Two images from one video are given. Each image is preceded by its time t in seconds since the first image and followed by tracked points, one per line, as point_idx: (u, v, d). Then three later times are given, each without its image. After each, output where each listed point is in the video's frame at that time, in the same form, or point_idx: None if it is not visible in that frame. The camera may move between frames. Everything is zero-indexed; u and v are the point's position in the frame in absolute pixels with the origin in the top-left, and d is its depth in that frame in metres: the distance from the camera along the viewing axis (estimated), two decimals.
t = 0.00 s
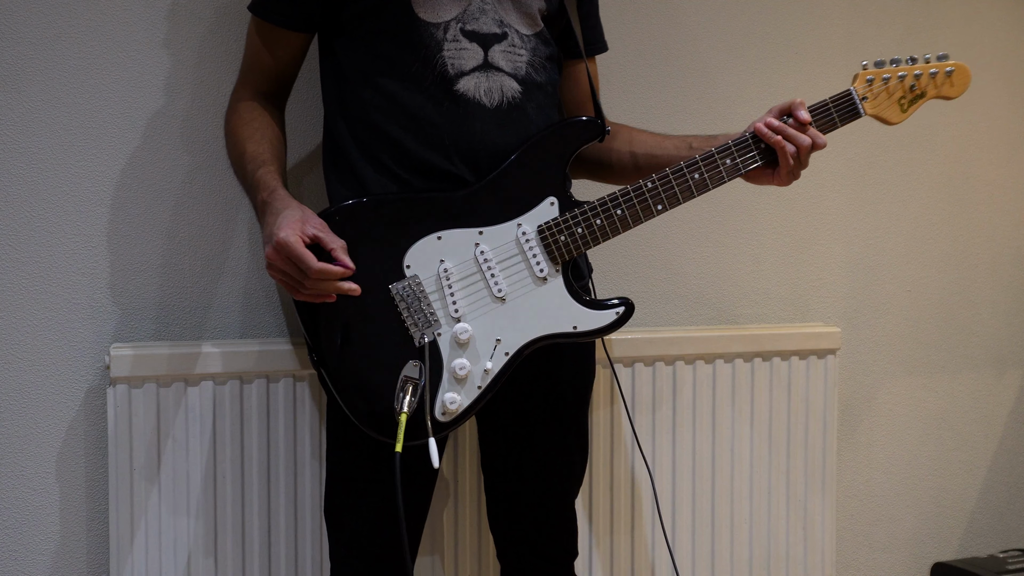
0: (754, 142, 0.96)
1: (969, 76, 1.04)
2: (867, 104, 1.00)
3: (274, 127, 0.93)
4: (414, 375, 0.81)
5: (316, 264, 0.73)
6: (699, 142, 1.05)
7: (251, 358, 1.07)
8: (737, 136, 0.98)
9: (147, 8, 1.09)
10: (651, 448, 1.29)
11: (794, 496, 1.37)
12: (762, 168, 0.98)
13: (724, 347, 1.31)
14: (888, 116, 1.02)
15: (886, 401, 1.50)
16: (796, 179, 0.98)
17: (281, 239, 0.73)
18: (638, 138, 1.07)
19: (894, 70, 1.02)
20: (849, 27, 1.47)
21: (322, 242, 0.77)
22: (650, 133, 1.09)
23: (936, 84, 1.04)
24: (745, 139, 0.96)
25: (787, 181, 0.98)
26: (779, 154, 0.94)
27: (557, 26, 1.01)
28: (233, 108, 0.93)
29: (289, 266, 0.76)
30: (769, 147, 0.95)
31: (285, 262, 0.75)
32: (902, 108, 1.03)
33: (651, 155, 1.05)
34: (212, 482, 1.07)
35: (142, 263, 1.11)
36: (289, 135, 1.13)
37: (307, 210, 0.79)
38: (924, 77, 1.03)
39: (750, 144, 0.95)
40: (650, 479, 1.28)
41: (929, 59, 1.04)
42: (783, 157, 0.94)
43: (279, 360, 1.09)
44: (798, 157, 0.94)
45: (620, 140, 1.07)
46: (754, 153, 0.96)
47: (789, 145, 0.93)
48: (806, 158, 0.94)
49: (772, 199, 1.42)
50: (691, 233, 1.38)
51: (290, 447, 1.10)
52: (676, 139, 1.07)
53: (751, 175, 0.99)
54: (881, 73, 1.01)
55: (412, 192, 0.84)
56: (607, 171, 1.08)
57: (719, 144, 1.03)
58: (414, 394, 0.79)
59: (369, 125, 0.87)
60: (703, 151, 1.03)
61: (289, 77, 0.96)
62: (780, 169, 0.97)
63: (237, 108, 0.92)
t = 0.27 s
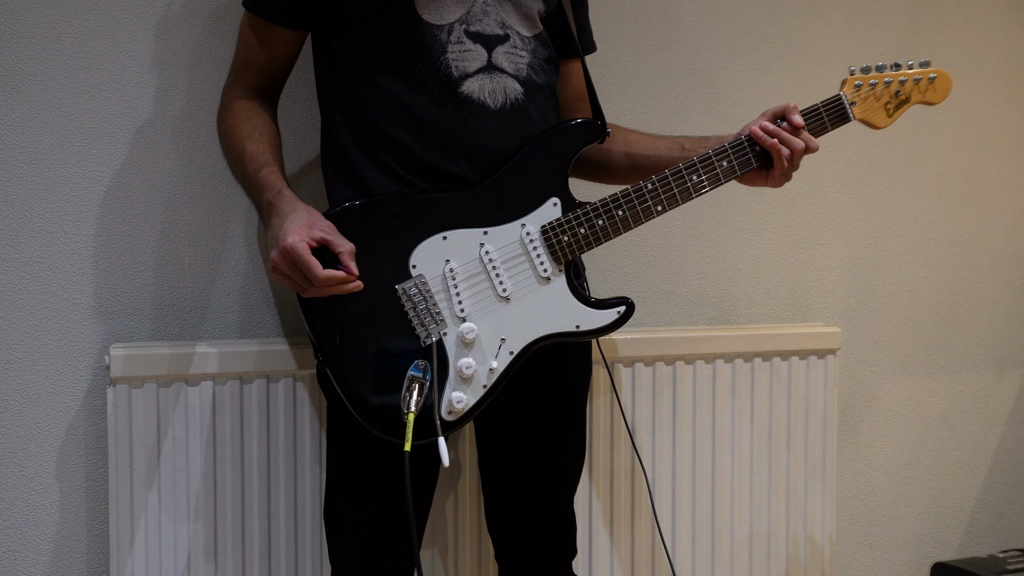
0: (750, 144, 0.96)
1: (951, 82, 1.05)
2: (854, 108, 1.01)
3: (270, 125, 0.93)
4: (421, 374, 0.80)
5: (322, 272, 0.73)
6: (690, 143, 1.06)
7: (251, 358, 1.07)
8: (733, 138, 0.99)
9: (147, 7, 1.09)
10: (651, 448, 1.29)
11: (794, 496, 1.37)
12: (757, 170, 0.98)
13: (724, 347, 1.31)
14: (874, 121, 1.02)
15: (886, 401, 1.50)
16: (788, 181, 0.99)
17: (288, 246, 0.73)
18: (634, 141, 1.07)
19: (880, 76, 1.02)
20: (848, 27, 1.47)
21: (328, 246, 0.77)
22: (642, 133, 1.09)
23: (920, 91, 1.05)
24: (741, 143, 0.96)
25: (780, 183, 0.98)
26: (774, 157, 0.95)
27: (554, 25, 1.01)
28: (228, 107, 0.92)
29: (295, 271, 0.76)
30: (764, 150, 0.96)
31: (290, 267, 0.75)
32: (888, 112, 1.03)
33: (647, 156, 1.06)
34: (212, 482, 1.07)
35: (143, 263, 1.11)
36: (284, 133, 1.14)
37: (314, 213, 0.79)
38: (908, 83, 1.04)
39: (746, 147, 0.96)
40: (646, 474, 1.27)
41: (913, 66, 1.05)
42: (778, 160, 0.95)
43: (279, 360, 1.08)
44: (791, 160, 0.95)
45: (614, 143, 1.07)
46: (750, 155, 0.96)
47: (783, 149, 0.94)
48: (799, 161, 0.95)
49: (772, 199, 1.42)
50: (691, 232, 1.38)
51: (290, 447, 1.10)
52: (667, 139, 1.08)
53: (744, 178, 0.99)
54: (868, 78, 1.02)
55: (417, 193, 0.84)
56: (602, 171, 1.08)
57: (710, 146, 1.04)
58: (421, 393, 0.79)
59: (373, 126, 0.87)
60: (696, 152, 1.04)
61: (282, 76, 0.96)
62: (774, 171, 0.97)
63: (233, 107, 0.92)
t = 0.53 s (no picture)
0: (747, 148, 0.96)
1: (948, 84, 1.05)
2: (852, 111, 1.01)
3: (270, 126, 0.93)
4: (419, 377, 0.80)
5: (323, 277, 0.73)
6: (689, 145, 1.06)
7: (251, 358, 1.07)
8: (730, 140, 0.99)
9: (147, 8, 1.09)
10: (651, 448, 1.29)
11: (793, 496, 1.37)
12: (753, 173, 0.99)
13: (724, 347, 1.31)
14: (872, 123, 1.03)
15: (886, 401, 1.50)
16: (785, 183, 0.99)
17: (287, 251, 0.73)
18: (633, 141, 1.07)
19: (877, 79, 1.02)
20: (848, 27, 1.47)
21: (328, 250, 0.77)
22: (639, 134, 1.09)
23: (917, 93, 1.05)
24: (738, 146, 0.96)
25: (777, 184, 0.98)
26: (771, 160, 0.95)
27: (553, 26, 1.01)
28: (228, 110, 0.92)
29: (294, 276, 0.76)
30: (761, 153, 0.96)
31: (290, 272, 0.75)
32: (885, 115, 1.03)
33: (646, 156, 1.06)
34: (211, 482, 1.07)
35: (143, 263, 1.11)
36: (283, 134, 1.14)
37: (313, 216, 0.79)
38: (906, 85, 1.04)
39: (743, 150, 0.96)
40: (646, 473, 1.27)
41: (910, 67, 1.05)
42: (776, 162, 0.95)
43: (278, 361, 1.09)
44: (789, 162, 0.95)
45: (613, 143, 1.07)
46: (746, 159, 0.96)
47: (781, 151, 0.94)
48: (796, 163, 0.95)
49: (772, 199, 1.42)
50: (690, 232, 1.38)
51: (290, 448, 1.10)
52: (666, 141, 1.08)
53: (740, 181, 0.99)
54: (866, 81, 1.02)
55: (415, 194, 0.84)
56: (601, 172, 1.08)
57: (708, 147, 1.04)
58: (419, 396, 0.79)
59: (372, 127, 0.87)
60: (695, 153, 1.04)
61: (282, 78, 0.96)
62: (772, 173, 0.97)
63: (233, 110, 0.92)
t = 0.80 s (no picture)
0: (751, 142, 0.96)
1: (959, 77, 1.06)
2: (861, 105, 1.01)
3: (272, 127, 0.93)
4: (417, 375, 0.80)
5: (318, 275, 0.73)
6: (694, 141, 1.06)
7: (251, 358, 1.07)
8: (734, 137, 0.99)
9: (146, 8, 1.09)
10: (651, 449, 1.29)
11: (794, 496, 1.37)
12: (758, 168, 0.99)
13: (724, 347, 1.31)
14: (882, 117, 1.03)
15: (886, 401, 1.50)
16: (790, 179, 0.99)
17: (283, 249, 0.73)
18: (635, 138, 1.07)
19: (887, 71, 1.02)
20: (848, 26, 1.47)
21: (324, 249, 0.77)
22: (643, 131, 1.09)
23: (928, 85, 1.06)
24: (743, 140, 0.96)
25: (782, 180, 0.98)
26: (776, 155, 0.95)
27: (553, 26, 1.01)
28: (231, 111, 0.93)
29: (291, 275, 0.76)
30: (765, 148, 0.96)
31: (286, 271, 0.75)
32: (895, 108, 1.03)
33: (648, 154, 1.06)
34: (212, 482, 1.07)
35: (143, 263, 1.11)
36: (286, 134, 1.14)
37: (310, 215, 0.79)
38: (916, 78, 1.04)
39: (747, 145, 0.96)
40: (646, 475, 1.27)
41: (920, 60, 1.05)
42: (780, 157, 0.95)
43: (279, 360, 1.08)
44: (793, 157, 0.95)
45: (615, 140, 1.07)
46: (751, 153, 0.96)
47: (785, 146, 0.94)
48: (802, 158, 0.95)
49: (772, 199, 1.42)
50: (690, 232, 1.38)
51: (290, 447, 1.10)
52: (671, 138, 1.08)
53: (745, 176, 1.00)
54: (875, 74, 1.02)
55: (415, 194, 0.84)
56: (603, 170, 1.08)
57: (714, 143, 1.04)
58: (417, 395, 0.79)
59: (371, 127, 0.87)
60: (700, 150, 1.04)
61: (285, 79, 0.96)
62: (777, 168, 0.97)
63: (235, 111, 0.92)
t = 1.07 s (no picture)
0: (752, 142, 0.96)
1: (967, 75, 1.05)
2: (864, 105, 1.01)
3: (273, 129, 0.93)
4: (414, 375, 0.81)
5: (312, 273, 0.73)
6: (697, 141, 1.06)
7: (250, 358, 1.08)
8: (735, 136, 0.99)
9: (147, 8, 1.09)
10: (651, 449, 1.29)
11: (794, 497, 1.37)
12: (760, 168, 0.99)
13: (724, 347, 1.31)
14: (886, 116, 1.03)
15: (886, 401, 1.50)
16: (793, 179, 0.99)
17: (277, 249, 0.74)
18: (636, 138, 1.07)
19: (892, 71, 1.02)
20: (848, 27, 1.47)
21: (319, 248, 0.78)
22: (647, 130, 1.09)
23: (935, 84, 1.05)
24: (743, 140, 0.96)
25: (785, 180, 0.98)
26: (777, 155, 0.95)
27: (554, 26, 1.01)
28: (234, 114, 0.93)
29: (287, 275, 0.76)
30: (767, 148, 0.96)
31: (282, 270, 0.76)
32: (901, 108, 1.03)
33: (649, 154, 1.06)
34: (211, 482, 1.07)
35: (143, 263, 1.11)
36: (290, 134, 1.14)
37: (306, 215, 0.80)
38: (923, 77, 1.04)
39: (748, 145, 0.96)
40: (646, 478, 1.27)
41: (927, 59, 1.04)
42: (781, 158, 0.95)
43: (278, 360, 1.09)
44: (795, 157, 0.95)
45: (615, 140, 1.07)
46: (752, 153, 0.96)
47: (786, 146, 0.94)
48: (805, 159, 0.95)
49: (772, 199, 1.42)
50: (690, 232, 1.38)
51: (290, 447, 1.10)
52: (675, 137, 1.08)
53: (748, 176, 1.00)
54: (880, 73, 1.02)
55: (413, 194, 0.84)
56: (604, 169, 1.08)
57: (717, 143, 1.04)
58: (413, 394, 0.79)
59: (369, 128, 0.87)
60: (702, 149, 1.04)
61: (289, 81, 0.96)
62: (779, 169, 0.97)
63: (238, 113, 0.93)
